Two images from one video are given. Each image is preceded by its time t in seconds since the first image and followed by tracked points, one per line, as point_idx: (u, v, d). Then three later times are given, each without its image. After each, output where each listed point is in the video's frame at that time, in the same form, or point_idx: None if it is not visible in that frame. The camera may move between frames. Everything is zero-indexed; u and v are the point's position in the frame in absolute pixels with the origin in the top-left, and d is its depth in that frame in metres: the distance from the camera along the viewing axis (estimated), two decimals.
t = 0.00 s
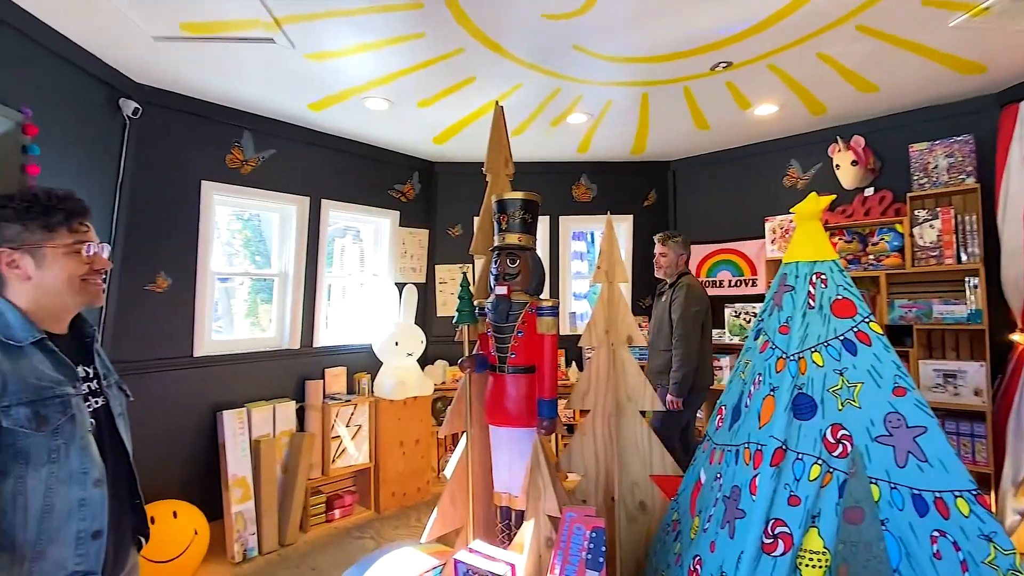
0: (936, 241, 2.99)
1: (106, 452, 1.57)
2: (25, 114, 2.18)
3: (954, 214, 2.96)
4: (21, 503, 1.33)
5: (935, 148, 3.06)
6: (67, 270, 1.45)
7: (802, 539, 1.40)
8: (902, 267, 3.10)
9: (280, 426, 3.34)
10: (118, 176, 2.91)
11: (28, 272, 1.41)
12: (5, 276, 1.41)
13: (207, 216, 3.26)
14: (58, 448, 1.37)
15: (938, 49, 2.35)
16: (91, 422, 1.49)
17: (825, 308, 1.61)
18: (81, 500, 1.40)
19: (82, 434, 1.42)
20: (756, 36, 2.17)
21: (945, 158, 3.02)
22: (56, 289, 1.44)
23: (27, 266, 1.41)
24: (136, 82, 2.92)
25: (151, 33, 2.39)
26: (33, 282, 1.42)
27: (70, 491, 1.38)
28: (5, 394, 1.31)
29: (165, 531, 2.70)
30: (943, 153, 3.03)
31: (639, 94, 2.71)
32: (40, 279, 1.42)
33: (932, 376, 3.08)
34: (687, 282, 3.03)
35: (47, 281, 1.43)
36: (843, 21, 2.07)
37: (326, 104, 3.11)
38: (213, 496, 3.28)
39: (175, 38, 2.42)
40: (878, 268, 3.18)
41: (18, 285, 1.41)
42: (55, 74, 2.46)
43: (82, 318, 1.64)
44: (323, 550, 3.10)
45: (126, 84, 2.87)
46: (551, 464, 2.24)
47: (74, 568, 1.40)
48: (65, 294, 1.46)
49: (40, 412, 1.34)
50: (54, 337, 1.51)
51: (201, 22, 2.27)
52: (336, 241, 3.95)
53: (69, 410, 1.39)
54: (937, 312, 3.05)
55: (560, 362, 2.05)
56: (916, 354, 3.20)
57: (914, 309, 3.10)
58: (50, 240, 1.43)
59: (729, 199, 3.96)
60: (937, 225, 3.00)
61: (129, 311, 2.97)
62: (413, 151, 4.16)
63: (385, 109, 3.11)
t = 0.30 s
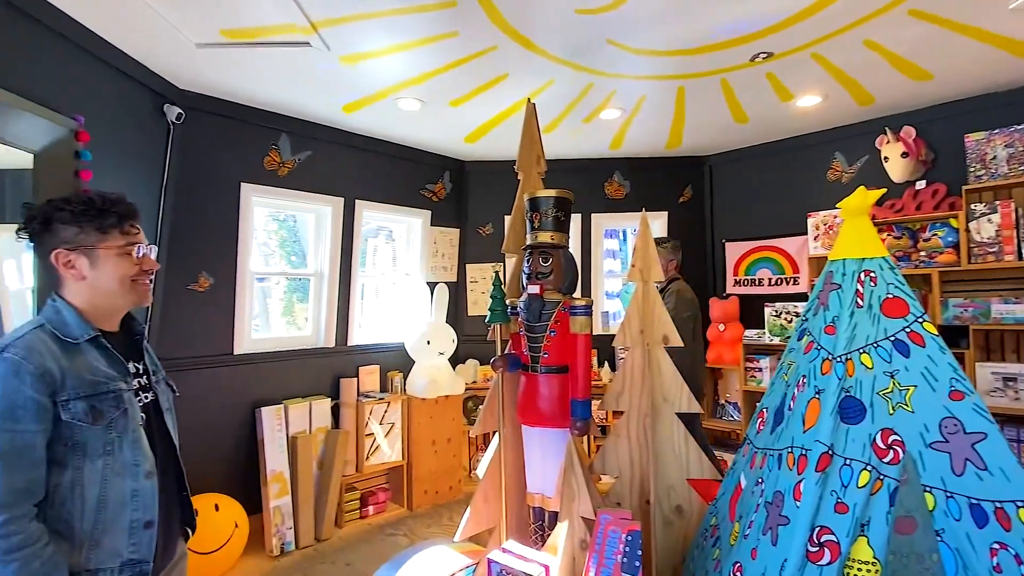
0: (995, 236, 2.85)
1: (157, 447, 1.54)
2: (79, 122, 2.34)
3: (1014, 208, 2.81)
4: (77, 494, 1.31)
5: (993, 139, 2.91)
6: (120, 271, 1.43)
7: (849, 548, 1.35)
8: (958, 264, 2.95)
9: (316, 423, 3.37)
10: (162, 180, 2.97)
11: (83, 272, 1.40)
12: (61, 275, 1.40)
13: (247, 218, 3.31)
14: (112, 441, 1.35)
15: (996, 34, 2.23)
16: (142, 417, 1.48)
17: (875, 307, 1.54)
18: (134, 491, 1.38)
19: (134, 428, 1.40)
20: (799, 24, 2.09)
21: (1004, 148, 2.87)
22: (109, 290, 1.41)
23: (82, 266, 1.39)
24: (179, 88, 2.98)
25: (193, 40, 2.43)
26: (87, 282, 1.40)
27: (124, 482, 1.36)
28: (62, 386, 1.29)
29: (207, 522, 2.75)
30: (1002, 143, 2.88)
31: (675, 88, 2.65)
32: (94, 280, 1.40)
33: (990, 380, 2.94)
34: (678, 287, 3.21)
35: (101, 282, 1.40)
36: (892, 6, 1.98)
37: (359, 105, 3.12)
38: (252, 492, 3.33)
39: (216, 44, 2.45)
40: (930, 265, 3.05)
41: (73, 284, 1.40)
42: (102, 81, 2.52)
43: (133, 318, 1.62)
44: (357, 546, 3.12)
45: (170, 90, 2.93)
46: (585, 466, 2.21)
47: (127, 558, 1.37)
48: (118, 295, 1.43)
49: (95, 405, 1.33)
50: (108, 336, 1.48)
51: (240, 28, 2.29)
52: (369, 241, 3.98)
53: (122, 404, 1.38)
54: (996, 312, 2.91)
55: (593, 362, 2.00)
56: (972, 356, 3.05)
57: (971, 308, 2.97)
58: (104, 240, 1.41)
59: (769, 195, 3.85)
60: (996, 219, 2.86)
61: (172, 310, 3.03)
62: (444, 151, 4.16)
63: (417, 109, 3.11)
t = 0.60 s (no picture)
0: None
1: (198, 441, 1.54)
2: (122, 126, 2.39)
3: None
4: (123, 486, 1.32)
5: None
6: (163, 272, 1.43)
7: (898, 558, 1.28)
8: (1012, 261, 2.81)
9: (347, 420, 3.39)
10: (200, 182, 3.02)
11: (127, 270, 1.40)
12: (107, 271, 1.41)
13: (280, 218, 3.35)
14: (155, 435, 1.36)
15: None
16: (182, 413, 1.49)
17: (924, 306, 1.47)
18: (177, 484, 1.38)
19: (176, 422, 1.41)
20: (841, 10, 2.01)
21: None
22: (151, 290, 1.42)
23: (127, 264, 1.40)
24: (215, 92, 3.03)
25: (230, 44, 2.45)
26: (131, 280, 1.41)
27: (167, 476, 1.37)
28: (108, 381, 1.30)
29: (242, 516, 2.78)
30: None
31: (709, 80, 2.58)
32: (137, 278, 1.41)
33: None
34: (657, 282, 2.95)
35: (142, 282, 1.41)
36: None
37: (389, 105, 3.12)
38: (286, 489, 3.37)
39: (251, 48, 2.48)
40: (983, 262, 2.91)
41: (117, 281, 1.41)
42: (142, 84, 2.57)
43: (172, 315, 1.63)
44: (388, 543, 3.13)
45: (207, 93, 2.97)
46: (617, 467, 2.16)
47: (171, 550, 1.37)
48: (158, 295, 1.44)
49: (140, 400, 1.35)
50: (150, 333, 1.51)
51: (275, 31, 2.31)
52: (397, 240, 3.99)
53: (165, 400, 1.40)
54: None
55: (625, 362, 1.96)
56: None
57: None
58: (150, 240, 1.41)
59: (806, 190, 3.74)
60: None
61: (208, 308, 3.08)
62: (473, 149, 4.14)
63: (447, 108, 3.09)
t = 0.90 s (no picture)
0: None
1: (235, 438, 1.52)
2: (160, 129, 2.46)
3: None
4: (163, 480, 1.33)
5: None
6: (203, 272, 1.44)
7: (948, 568, 1.22)
8: None
9: (376, 418, 3.40)
10: (234, 184, 3.06)
11: (169, 269, 1.41)
12: (149, 270, 1.42)
13: (310, 218, 3.37)
14: (193, 430, 1.36)
15: None
16: (219, 409, 1.47)
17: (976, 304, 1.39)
18: (215, 479, 1.37)
19: (213, 418, 1.41)
20: None
21: None
22: (191, 289, 1.43)
23: (169, 263, 1.41)
24: (247, 94, 3.06)
25: (261, 47, 2.47)
26: (171, 279, 1.42)
27: (205, 470, 1.36)
28: (148, 377, 1.31)
29: (274, 512, 2.80)
30: None
31: (743, 72, 2.51)
32: (177, 278, 1.42)
33: None
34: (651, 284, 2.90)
35: (182, 282, 1.42)
36: None
37: (417, 104, 3.11)
38: (316, 486, 3.39)
39: (282, 50, 2.49)
40: None
41: (158, 280, 1.42)
42: (177, 87, 2.60)
43: (208, 313, 1.62)
44: (416, 541, 3.12)
45: (240, 95, 3.00)
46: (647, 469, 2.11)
47: (209, 543, 1.37)
48: (197, 295, 1.45)
49: (178, 397, 1.35)
50: (186, 331, 1.50)
51: (305, 32, 2.31)
52: (424, 239, 3.98)
53: (203, 397, 1.40)
54: None
55: (656, 363, 1.92)
56: None
57: None
58: (192, 240, 1.42)
59: (844, 185, 3.62)
60: None
61: (240, 306, 3.11)
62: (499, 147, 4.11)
63: (474, 106, 3.07)
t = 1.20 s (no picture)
0: None
1: (268, 434, 1.51)
2: (193, 131, 2.49)
3: None
4: (200, 475, 1.33)
5: None
6: (239, 272, 1.44)
7: None
8: None
9: (402, 416, 3.40)
10: (263, 183, 3.07)
11: (205, 268, 1.42)
12: (185, 269, 1.42)
13: (337, 218, 3.38)
14: (228, 426, 1.36)
15: None
16: (253, 405, 1.46)
17: None
18: (249, 474, 1.37)
19: (248, 415, 1.40)
20: None
21: None
22: (226, 289, 1.43)
23: (205, 263, 1.41)
24: (276, 95, 3.08)
25: (290, 48, 2.48)
26: (207, 278, 1.42)
27: (239, 466, 1.36)
28: (185, 374, 1.32)
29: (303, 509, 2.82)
30: None
31: (776, 63, 2.45)
32: (214, 277, 1.42)
33: None
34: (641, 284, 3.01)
35: (219, 281, 1.42)
36: None
37: (442, 102, 3.10)
38: (344, 483, 3.41)
39: (310, 51, 2.50)
40: None
41: (195, 278, 1.42)
42: (209, 89, 2.63)
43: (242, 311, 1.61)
44: (442, 540, 3.11)
45: (269, 96, 3.03)
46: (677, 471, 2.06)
47: (244, 538, 1.37)
48: (232, 294, 1.45)
49: (214, 393, 1.35)
50: (221, 329, 1.49)
51: (332, 32, 2.32)
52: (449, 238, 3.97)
53: (237, 393, 1.39)
54: None
55: (687, 363, 1.88)
56: None
57: None
58: (228, 240, 1.42)
59: (881, 180, 3.51)
60: None
61: (269, 304, 3.14)
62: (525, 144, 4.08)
63: (500, 103, 3.05)
